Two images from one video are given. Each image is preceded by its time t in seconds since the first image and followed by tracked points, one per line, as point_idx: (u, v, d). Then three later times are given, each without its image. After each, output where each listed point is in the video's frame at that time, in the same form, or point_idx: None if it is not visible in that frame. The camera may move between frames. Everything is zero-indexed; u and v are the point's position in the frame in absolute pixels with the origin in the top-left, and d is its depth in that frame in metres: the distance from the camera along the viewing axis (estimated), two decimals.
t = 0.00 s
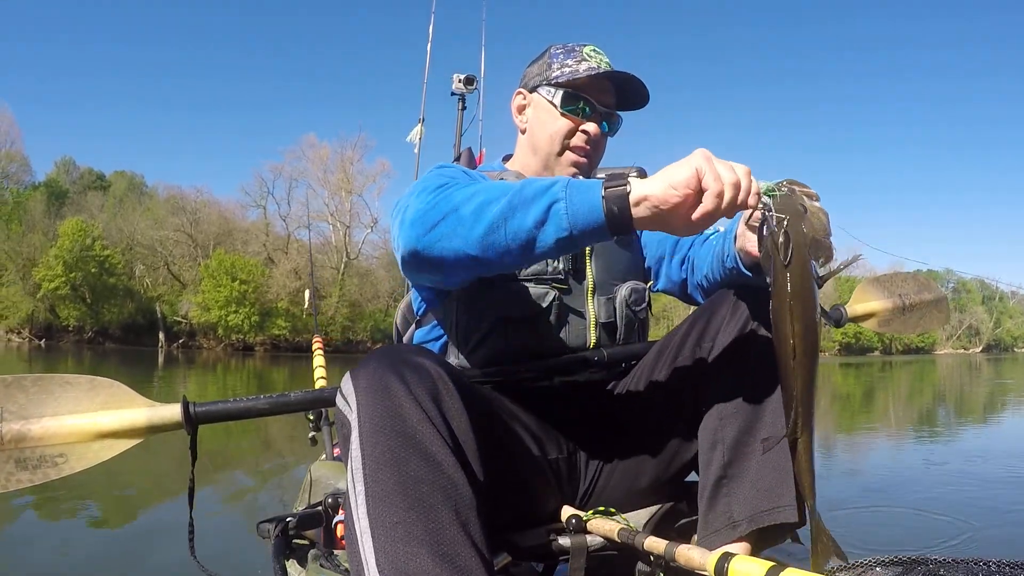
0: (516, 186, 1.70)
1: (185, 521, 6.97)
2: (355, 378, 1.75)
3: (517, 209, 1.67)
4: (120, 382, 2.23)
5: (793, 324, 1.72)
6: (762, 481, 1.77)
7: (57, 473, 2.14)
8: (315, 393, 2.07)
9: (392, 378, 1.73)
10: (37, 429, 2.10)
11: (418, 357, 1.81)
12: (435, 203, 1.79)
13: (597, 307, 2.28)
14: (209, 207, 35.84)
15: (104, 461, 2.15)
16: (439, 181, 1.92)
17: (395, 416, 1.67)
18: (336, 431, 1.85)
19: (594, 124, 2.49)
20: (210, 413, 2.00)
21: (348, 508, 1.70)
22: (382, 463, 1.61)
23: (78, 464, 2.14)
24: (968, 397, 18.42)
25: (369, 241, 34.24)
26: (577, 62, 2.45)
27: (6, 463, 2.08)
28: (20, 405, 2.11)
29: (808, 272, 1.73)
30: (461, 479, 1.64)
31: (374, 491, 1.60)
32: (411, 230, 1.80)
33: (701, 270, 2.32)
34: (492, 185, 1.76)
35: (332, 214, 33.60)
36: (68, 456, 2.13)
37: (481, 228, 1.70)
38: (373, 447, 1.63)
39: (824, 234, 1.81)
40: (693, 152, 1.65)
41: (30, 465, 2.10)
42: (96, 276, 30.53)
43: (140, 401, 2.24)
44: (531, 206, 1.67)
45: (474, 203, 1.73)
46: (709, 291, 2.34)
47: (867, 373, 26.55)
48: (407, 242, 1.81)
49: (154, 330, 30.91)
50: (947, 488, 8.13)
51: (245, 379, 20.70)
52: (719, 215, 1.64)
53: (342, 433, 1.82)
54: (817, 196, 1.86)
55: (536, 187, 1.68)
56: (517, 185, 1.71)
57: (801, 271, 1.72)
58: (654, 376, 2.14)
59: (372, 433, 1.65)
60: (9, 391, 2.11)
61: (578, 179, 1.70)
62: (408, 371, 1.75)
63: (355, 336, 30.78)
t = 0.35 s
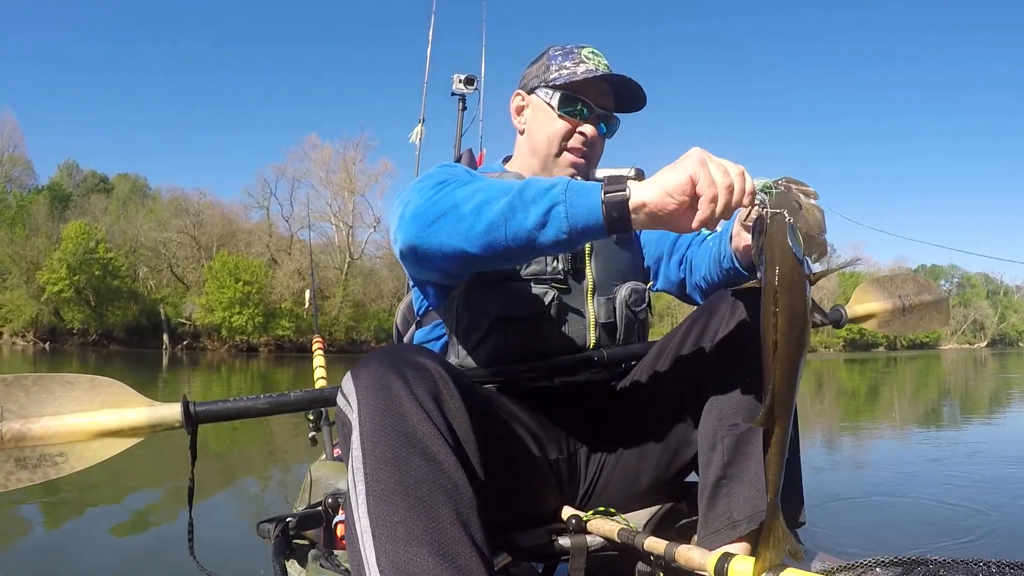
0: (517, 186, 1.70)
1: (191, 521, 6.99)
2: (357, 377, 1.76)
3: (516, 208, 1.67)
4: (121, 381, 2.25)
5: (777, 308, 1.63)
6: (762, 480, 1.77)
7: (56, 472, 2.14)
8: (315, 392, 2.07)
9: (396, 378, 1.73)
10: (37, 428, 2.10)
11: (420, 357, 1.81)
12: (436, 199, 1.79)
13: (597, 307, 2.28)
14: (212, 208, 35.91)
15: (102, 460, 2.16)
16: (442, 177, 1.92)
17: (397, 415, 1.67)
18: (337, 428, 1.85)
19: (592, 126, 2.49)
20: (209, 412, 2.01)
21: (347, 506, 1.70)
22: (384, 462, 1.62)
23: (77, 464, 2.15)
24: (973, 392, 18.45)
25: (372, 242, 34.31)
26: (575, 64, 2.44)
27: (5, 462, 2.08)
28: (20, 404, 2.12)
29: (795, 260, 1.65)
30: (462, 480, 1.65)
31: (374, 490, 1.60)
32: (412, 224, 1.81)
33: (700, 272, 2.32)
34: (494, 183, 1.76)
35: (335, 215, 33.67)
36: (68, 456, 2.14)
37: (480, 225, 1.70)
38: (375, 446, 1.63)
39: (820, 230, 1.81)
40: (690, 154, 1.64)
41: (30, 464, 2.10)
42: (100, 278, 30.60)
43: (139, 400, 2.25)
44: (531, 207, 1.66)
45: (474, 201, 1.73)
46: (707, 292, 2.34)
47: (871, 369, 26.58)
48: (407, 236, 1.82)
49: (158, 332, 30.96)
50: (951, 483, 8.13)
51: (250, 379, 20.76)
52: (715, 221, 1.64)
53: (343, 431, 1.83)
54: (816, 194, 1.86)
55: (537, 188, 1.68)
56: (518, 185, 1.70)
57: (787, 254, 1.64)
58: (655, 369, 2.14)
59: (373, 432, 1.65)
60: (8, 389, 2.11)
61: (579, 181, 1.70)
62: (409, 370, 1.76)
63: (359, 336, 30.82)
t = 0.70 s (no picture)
0: (526, 202, 1.69)
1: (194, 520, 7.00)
2: (358, 376, 1.75)
3: (524, 226, 1.66)
4: (120, 380, 2.26)
5: (806, 305, 1.66)
6: (762, 479, 1.77)
7: (56, 470, 2.15)
8: (315, 391, 2.08)
9: (397, 379, 1.73)
10: (37, 426, 2.11)
11: (422, 357, 1.81)
12: (443, 207, 1.77)
13: (597, 307, 2.27)
14: (216, 209, 35.99)
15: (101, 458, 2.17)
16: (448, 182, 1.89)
17: (397, 414, 1.68)
18: (338, 428, 1.86)
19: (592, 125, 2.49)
20: (208, 410, 2.01)
21: (348, 505, 1.71)
22: (385, 461, 1.62)
23: (76, 462, 2.15)
24: (979, 392, 18.39)
25: (376, 242, 34.36)
26: (575, 64, 2.45)
27: (4, 460, 2.08)
28: (19, 402, 2.13)
29: (817, 259, 1.70)
30: (463, 479, 1.65)
31: (375, 489, 1.60)
32: (418, 231, 1.79)
33: (697, 274, 2.31)
34: (503, 195, 1.74)
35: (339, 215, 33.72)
36: (67, 454, 2.14)
37: (487, 240, 1.69)
38: (375, 446, 1.64)
39: (828, 226, 1.80)
40: (690, 181, 1.62)
41: (29, 462, 2.11)
42: (104, 278, 30.67)
43: (139, 399, 2.25)
44: (539, 226, 1.66)
45: (483, 214, 1.71)
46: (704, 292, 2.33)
47: (877, 368, 26.52)
48: (413, 242, 1.80)
49: (162, 332, 31.03)
50: (956, 483, 8.11)
51: (253, 379, 20.77)
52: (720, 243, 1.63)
53: (343, 430, 1.83)
54: (814, 186, 1.86)
55: (546, 206, 1.67)
56: (527, 202, 1.70)
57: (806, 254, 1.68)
58: (654, 367, 2.15)
59: (373, 431, 1.65)
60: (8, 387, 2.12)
61: (585, 200, 1.70)
62: (410, 369, 1.76)
63: (363, 336, 30.82)
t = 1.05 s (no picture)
0: (521, 173, 1.71)
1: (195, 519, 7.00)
2: (357, 378, 1.75)
3: (522, 194, 1.67)
4: (118, 379, 2.26)
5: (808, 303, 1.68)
6: (761, 480, 1.76)
7: (55, 470, 2.16)
8: (314, 390, 2.08)
9: (397, 381, 1.73)
10: (36, 427, 2.11)
11: (421, 358, 1.81)
12: (438, 188, 1.77)
13: (596, 306, 2.27)
14: (220, 209, 36.05)
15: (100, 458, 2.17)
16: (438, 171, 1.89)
17: (397, 414, 1.68)
18: (338, 428, 1.86)
19: (591, 124, 2.48)
20: (208, 410, 2.01)
21: (348, 504, 1.71)
22: (384, 461, 1.62)
23: (76, 462, 2.16)
24: (984, 393, 18.36)
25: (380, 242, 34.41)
26: (575, 64, 2.45)
27: (3, 460, 2.09)
28: (18, 402, 2.13)
29: (816, 272, 1.69)
30: (463, 479, 1.65)
31: (375, 489, 1.60)
32: (413, 214, 1.77)
33: (695, 272, 2.30)
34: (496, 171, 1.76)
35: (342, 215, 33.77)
36: (66, 454, 2.15)
37: (486, 211, 1.69)
38: (375, 447, 1.64)
39: (829, 233, 1.79)
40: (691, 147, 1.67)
41: (29, 462, 2.12)
42: (108, 278, 30.73)
43: (139, 400, 2.26)
44: (536, 192, 1.67)
45: (479, 188, 1.72)
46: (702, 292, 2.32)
47: (881, 369, 26.49)
48: (409, 225, 1.78)
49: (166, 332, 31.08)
50: (960, 485, 8.09)
51: (257, 379, 20.79)
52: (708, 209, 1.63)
53: (343, 430, 1.83)
54: (818, 196, 1.82)
55: (542, 174, 1.69)
56: (523, 173, 1.71)
57: (807, 261, 1.68)
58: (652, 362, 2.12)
59: (373, 432, 1.65)
60: (8, 388, 2.13)
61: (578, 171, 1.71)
62: (410, 369, 1.76)
63: (367, 336, 30.83)
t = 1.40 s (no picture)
0: (516, 182, 1.69)
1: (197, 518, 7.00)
2: (357, 377, 1.75)
3: (519, 205, 1.66)
4: (118, 380, 2.27)
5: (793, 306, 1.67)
6: (760, 479, 1.76)
7: (55, 470, 2.16)
8: (314, 390, 2.08)
9: (396, 381, 1.73)
10: (35, 427, 2.11)
11: (420, 356, 1.81)
12: (437, 200, 1.77)
13: (596, 306, 2.27)
14: (225, 209, 36.13)
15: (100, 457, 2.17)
16: (436, 177, 1.89)
17: (397, 414, 1.67)
18: (338, 427, 1.86)
19: (590, 124, 2.48)
20: (208, 410, 2.01)
21: (348, 504, 1.71)
22: (384, 460, 1.62)
23: (75, 462, 2.16)
24: (989, 395, 18.32)
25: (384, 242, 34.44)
26: (574, 64, 2.44)
27: (2, 460, 2.08)
28: (18, 401, 2.14)
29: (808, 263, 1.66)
30: (463, 480, 1.65)
31: (375, 489, 1.60)
32: (414, 227, 1.78)
33: (695, 273, 2.29)
34: (492, 178, 1.75)
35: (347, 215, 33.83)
36: (65, 454, 2.15)
37: (484, 222, 1.69)
38: (375, 446, 1.63)
39: (825, 229, 1.77)
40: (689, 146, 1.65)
41: (28, 462, 2.12)
42: (113, 277, 30.81)
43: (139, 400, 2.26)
44: (533, 202, 1.66)
45: (475, 198, 1.71)
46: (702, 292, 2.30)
47: (887, 371, 26.42)
48: (410, 238, 1.79)
49: (171, 331, 31.17)
50: (965, 487, 8.06)
51: (261, 379, 20.80)
52: (708, 209, 1.62)
53: (343, 430, 1.83)
54: (815, 191, 1.82)
55: (538, 183, 1.68)
56: (520, 181, 1.70)
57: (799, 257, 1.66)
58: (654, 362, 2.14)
59: (373, 432, 1.65)
60: (7, 387, 2.13)
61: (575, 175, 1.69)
62: (410, 369, 1.76)
63: (371, 336, 30.83)
